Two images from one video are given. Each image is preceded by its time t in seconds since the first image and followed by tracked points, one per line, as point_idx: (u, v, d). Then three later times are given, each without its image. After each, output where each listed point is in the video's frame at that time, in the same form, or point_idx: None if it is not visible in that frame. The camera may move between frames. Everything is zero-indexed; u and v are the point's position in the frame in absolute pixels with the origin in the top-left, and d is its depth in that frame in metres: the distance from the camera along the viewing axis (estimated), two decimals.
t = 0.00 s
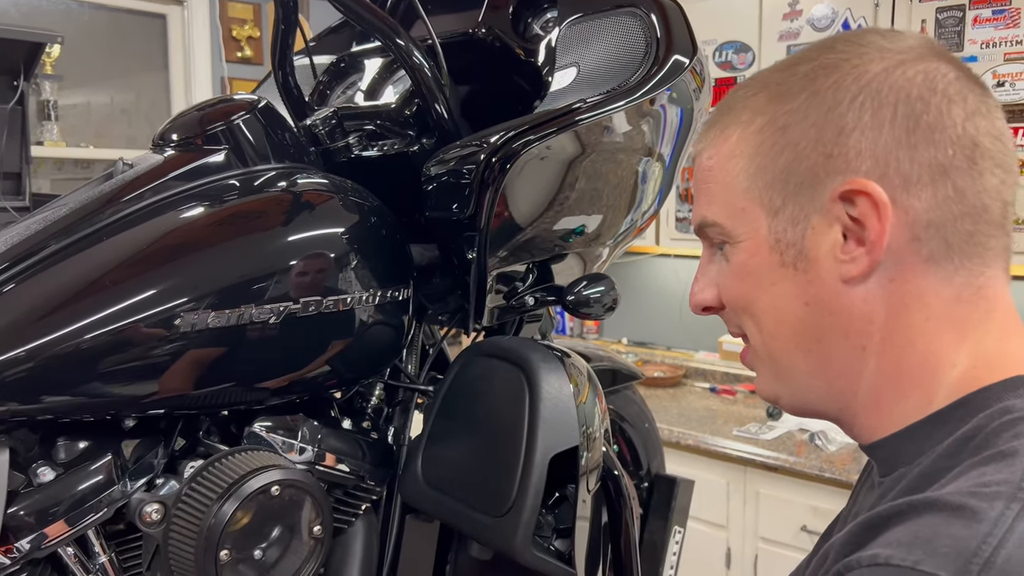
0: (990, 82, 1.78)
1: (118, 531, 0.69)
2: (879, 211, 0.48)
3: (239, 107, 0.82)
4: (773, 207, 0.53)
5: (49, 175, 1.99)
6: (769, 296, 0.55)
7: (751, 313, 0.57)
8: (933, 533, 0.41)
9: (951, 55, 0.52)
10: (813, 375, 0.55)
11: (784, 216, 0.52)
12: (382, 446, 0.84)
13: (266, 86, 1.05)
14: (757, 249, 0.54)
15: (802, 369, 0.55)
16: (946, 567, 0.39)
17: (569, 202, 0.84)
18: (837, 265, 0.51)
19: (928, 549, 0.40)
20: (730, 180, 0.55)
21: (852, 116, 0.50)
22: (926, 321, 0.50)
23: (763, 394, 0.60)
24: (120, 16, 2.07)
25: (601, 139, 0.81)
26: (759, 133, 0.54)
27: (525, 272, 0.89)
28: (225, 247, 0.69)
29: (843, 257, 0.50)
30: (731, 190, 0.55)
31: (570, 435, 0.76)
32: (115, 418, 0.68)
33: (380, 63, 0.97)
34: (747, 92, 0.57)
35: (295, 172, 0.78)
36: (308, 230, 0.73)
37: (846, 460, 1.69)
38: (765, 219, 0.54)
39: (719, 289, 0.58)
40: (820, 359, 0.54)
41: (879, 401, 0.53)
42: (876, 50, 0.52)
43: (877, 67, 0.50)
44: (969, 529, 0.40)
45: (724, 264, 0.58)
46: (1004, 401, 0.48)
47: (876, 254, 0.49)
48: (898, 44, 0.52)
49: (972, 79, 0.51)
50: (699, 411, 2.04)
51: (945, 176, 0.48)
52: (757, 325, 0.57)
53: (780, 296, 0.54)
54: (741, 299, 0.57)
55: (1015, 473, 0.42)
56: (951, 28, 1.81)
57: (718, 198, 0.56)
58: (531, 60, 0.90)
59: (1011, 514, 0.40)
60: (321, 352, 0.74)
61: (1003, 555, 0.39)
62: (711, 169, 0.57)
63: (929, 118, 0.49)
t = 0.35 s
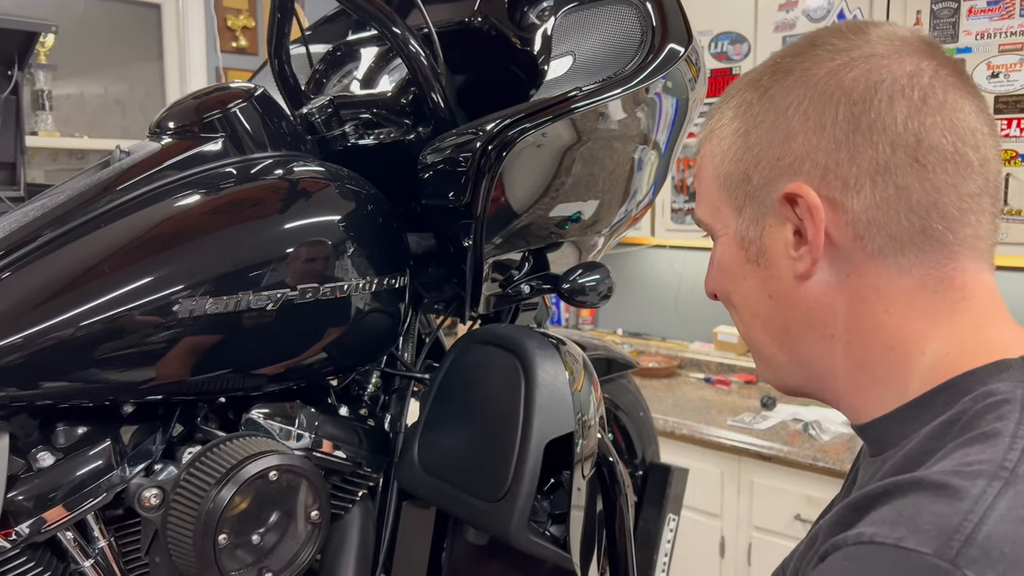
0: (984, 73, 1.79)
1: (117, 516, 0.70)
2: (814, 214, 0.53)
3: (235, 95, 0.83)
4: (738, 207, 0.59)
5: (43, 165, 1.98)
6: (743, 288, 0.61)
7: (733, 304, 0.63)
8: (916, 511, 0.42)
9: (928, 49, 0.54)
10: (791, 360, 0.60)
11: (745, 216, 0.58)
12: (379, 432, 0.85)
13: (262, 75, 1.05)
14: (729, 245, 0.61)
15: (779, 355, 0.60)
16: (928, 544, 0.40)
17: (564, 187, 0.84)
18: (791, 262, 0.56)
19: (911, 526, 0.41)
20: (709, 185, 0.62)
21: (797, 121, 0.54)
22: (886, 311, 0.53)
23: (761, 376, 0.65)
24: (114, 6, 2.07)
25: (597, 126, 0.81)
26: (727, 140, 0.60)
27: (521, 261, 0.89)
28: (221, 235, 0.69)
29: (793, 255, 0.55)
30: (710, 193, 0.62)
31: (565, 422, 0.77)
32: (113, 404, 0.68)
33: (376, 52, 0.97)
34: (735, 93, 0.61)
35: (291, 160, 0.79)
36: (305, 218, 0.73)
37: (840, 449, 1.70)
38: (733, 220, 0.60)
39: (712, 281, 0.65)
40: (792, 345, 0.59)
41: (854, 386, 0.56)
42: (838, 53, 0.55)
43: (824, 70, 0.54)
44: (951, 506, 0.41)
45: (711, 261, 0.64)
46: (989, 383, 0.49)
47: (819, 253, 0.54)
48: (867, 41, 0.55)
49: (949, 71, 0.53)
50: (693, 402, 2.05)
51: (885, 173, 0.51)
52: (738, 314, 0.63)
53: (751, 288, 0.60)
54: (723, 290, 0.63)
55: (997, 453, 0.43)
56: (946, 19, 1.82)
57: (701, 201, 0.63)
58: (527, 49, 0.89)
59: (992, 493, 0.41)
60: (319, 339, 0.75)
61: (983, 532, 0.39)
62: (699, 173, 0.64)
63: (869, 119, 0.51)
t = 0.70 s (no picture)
0: (976, 63, 1.79)
1: (102, 504, 0.70)
2: (819, 190, 0.52)
3: (222, 81, 0.82)
4: (734, 186, 0.58)
5: (35, 155, 1.97)
6: (735, 269, 0.60)
7: (723, 286, 0.62)
8: (899, 496, 0.42)
9: (917, 34, 0.54)
10: (783, 344, 0.59)
11: (742, 195, 0.58)
12: (368, 421, 0.84)
13: (252, 62, 1.04)
14: (723, 225, 0.60)
15: (770, 338, 0.60)
16: (910, 528, 0.40)
17: (558, 171, 0.84)
18: (790, 242, 0.55)
19: (893, 511, 0.41)
20: (704, 163, 0.61)
21: (801, 98, 0.54)
22: (883, 293, 0.53)
23: (748, 362, 0.64)
24: None
25: (589, 111, 0.81)
26: (725, 118, 0.59)
27: (510, 249, 0.89)
28: (208, 221, 0.69)
29: (793, 234, 0.55)
30: (704, 172, 0.61)
31: (553, 409, 0.77)
32: (99, 391, 0.68)
33: (366, 38, 0.96)
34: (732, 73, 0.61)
35: (279, 146, 0.78)
36: (292, 204, 0.73)
37: (831, 439, 1.70)
38: (729, 199, 0.59)
39: (700, 264, 0.64)
40: (785, 328, 0.58)
41: (846, 371, 0.56)
42: (813, 44, 0.55)
43: (831, 46, 0.54)
44: (934, 491, 0.41)
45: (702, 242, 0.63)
46: (975, 367, 0.49)
47: (820, 231, 0.53)
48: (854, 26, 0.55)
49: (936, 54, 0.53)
50: (686, 391, 2.06)
51: (890, 152, 0.51)
52: (729, 297, 0.62)
53: (744, 270, 0.59)
54: (713, 273, 0.62)
55: (981, 437, 0.43)
56: (939, 9, 1.82)
57: (694, 182, 0.63)
58: (517, 36, 0.88)
59: (974, 477, 0.41)
60: (307, 327, 0.75)
61: (965, 517, 0.39)
62: (692, 153, 0.63)
63: (877, 96, 0.52)
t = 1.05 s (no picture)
0: (971, 55, 1.80)
1: (93, 496, 0.69)
2: (858, 167, 0.51)
3: (212, 70, 0.81)
4: (749, 166, 0.55)
5: (27, 146, 1.96)
6: (745, 255, 0.57)
7: (726, 273, 0.59)
8: (890, 488, 0.42)
9: (911, 24, 0.54)
10: (790, 333, 0.57)
11: (760, 175, 0.55)
12: (360, 412, 0.84)
13: (243, 52, 1.04)
14: (732, 208, 0.57)
15: (777, 327, 0.57)
16: (900, 522, 0.39)
17: (552, 160, 0.83)
18: (815, 223, 0.53)
19: (883, 504, 0.41)
20: (705, 140, 0.58)
21: (830, 72, 0.52)
22: (898, 280, 0.52)
23: (738, 354, 0.62)
24: None
25: (582, 100, 0.81)
26: (735, 92, 0.56)
27: (504, 240, 0.88)
28: (199, 211, 0.68)
29: (820, 214, 0.53)
30: (706, 150, 0.58)
31: (548, 400, 0.77)
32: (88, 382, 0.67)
33: (358, 27, 0.95)
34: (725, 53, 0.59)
35: (269, 136, 0.77)
36: (281, 193, 0.72)
37: (824, 431, 1.70)
38: (741, 178, 0.56)
39: (698, 251, 0.60)
40: (795, 316, 0.56)
41: (852, 360, 0.55)
42: (831, 23, 0.54)
43: (855, 24, 0.53)
44: (925, 483, 0.40)
45: (697, 226, 0.60)
46: (968, 357, 0.49)
47: (853, 210, 0.51)
48: (849, 15, 0.54)
49: (915, 42, 0.53)
50: (680, 384, 2.06)
51: (923, 134, 0.51)
52: (732, 285, 0.59)
53: (756, 255, 0.56)
54: (714, 260, 0.59)
55: (973, 429, 0.43)
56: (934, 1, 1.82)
57: (685, 161, 0.59)
58: (509, 25, 0.88)
59: (966, 469, 0.40)
60: (295, 320, 0.74)
61: (956, 509, 0.39)
62: (682, 130, 0.59)
63: (905, 74, 0.52)
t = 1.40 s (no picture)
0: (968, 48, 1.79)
1: (89, 490, 0.69)
2: (875, 160, 0.50)
3: (208, 61, 0.81)
4: (759, 156, 0.55)
5: (21, 140, 1.95)
6: (751, 248, 0.56)
7: (731, 266, 0.58)
8: (891, 481, 0.41)
9: (915, 16, 0.53)
10: (795, 328, 0.57)
11: (771, 166, 0.54)
12: (358, 405, 0.83)
13: (239, 43, 1.03)
14: (740, 200, 0.56)
15: (781, 321, 0.57)
16: (902, 515, 0.39)
17: (548, 152, 0.83)
18: (826, 216, 0.52)
19: (884, 497, 0.41)
20: (713, 128, 0.57)
21: (845, 61, 0.52)
22: (905, 274, 0.52)
23: (738, 349, 0.61)
24: None
25: (579, 91, 0.80)
26: (744, 79, 0.56)
27: (501, 232, 0.89)
28: (196, 202, 0.68)
29: (833, 207, 0.52)
30: (713, 138, 0.57)
31: (546, 395, 0.77)
32: (83, 375, 0.67)
33: (354, 19, 0.95)
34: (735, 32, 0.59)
35: (265, 128, 0.77)
36: (277, 186, 0.72)
37: (821, 424, 1.71)
38: (750, 169, 0.55)
39: (700, 242, 0.59)
40: (800, 310, 0.56)
41: (856, 354, 0.55)
42: (845, 10, 0.54)
43: (870, 12, 0.53)
44: (926, 476, 0.40)
45: (701, 217, 0.59)
46: (971, 349, 0.49)
47: (867, 205, 0.51)
48: (863, 2, 0.54)
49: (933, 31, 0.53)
50: (677, 378, 2.06)
51: (937, 126, 0.51)
52: (736, 278, 0.58)
53: (763, 248, 0.56)
54: (719, 252, 0.58)
55: (975, 422, 0.43)
56: None
57: (690, 150, 0.58)
58: (507, 18, 0.86)
59: (968, 462, 0.40)
60: (294, 312, 0.74)
61: (959, 503, 0.39)
62: (688, 117, 0.58)
63: (921, 66, 0.51)
